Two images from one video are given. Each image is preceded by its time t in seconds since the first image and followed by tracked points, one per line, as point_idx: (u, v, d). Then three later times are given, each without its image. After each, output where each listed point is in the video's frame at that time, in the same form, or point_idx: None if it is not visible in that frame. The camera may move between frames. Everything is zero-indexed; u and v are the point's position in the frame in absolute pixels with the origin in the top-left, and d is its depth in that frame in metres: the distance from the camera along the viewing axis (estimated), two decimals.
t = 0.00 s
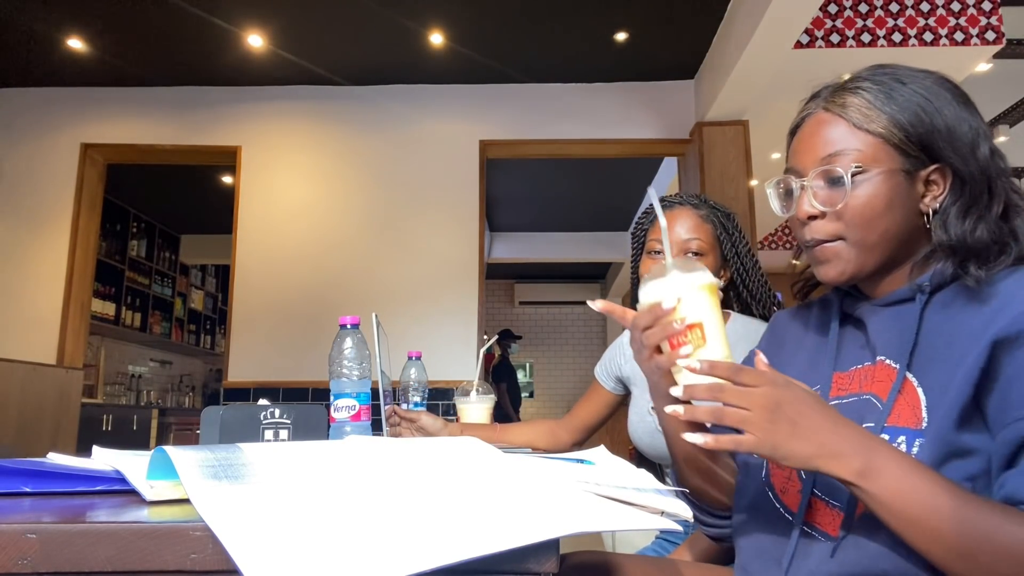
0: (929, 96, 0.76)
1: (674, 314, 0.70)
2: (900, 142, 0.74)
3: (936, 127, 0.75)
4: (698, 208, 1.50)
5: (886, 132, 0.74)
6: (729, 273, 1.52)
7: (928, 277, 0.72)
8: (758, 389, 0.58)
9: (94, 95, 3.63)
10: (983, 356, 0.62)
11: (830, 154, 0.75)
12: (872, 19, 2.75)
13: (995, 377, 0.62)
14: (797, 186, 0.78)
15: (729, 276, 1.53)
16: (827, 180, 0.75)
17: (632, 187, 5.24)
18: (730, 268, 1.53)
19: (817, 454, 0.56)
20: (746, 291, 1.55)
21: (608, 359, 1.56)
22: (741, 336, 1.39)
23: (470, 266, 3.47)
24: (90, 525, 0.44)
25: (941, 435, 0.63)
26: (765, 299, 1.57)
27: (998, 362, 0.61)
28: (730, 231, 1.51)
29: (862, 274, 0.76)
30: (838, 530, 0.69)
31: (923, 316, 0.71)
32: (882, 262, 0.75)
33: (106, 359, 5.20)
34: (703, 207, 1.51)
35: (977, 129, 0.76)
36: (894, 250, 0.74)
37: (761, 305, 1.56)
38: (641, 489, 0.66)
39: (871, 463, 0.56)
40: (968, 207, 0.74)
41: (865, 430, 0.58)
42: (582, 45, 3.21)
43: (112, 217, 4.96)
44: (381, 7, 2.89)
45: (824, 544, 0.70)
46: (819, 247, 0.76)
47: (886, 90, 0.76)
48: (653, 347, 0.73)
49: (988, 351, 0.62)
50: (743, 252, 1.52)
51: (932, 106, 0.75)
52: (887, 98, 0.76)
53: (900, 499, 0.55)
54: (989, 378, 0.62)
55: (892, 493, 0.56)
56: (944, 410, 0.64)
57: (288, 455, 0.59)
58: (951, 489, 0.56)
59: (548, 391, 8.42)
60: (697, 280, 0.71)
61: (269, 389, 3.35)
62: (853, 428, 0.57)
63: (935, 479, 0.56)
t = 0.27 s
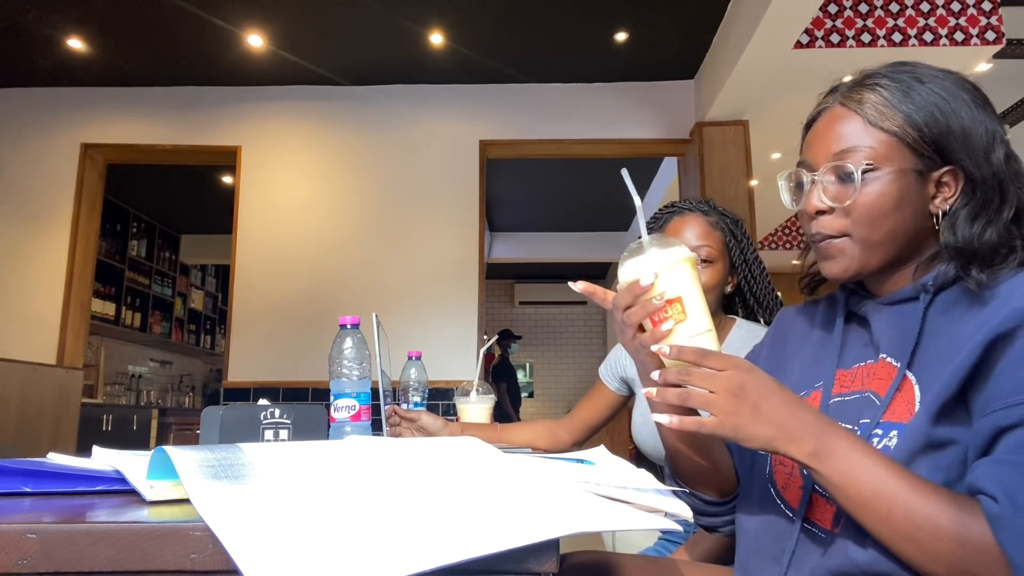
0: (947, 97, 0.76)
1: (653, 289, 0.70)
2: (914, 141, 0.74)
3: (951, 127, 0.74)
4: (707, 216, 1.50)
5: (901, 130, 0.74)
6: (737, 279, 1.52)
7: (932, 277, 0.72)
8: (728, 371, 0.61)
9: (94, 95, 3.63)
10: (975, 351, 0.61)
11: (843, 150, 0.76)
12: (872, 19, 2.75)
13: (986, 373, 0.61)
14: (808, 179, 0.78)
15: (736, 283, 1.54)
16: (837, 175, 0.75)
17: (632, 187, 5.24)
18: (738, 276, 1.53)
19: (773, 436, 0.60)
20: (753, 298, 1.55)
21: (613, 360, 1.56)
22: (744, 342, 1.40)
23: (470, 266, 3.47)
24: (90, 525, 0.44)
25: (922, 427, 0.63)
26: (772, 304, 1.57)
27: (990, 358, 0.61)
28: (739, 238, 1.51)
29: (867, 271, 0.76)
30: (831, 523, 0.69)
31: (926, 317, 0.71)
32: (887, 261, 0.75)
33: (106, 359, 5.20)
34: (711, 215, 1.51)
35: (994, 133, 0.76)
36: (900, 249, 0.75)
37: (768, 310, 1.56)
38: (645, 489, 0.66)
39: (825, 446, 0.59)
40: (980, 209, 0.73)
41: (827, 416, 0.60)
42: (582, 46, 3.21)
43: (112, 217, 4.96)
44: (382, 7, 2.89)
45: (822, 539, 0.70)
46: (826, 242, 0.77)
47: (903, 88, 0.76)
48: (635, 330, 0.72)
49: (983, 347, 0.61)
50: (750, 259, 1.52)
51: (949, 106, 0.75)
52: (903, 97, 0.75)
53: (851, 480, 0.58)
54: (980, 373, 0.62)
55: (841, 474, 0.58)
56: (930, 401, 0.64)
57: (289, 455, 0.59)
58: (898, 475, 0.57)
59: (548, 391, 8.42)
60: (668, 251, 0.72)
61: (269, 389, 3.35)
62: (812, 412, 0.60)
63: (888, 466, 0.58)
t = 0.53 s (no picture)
0: (948, 96, 0.76)
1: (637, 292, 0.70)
2: (917, 140, 0.74)
3: (953, 126, 0.74)
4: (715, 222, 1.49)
5: (904, 129, 0.74)
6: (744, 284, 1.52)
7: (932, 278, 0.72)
8: (726, 401, 0.62)
9: (94, 95, 3.63)
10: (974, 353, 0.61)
11: (846, 149, 0.76)
12: (872, 19, 2.75)
13: (985, 374, 0.61)
14: (811, 178, 0.78)
15: (744, 288, 1.54)
16: (841, 174, 0.75)
17: (632, 187, 5.24)
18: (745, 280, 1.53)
19: (764, 454, 0.61)
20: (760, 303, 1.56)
21: (621, 360, 1.56)
22: (749, 346, 1.40)
23: (470, 267, 3.47)
24: (90, 525, 0.44)
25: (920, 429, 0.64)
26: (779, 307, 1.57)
27: (989, 360, 0.60)
28: (746, 243, 1.51)
29: (870, 269, 0.76)
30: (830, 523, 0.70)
31: (926, 318, 0.71)
32: (891, 258, 0.75)
33: (106, 359, 5.20)
34: (720, 220, 1.51)
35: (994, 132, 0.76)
36: (903, 247, 0.75)
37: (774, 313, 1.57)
38: (648, 489, 0.67)
39: (814, 463, 0.60)
40: (982, 208, 0.73)
41: (814, 433, 0.61)
42: (582, 45, 3.21)
43: (112, 217, 4.95)
44: (382, 7, 2.89)
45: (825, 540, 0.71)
46: (829, 240, 0.77)
47: (905, 88, 0.76)
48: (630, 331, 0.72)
49: (983, 348, 0.61)
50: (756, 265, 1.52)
51: (951, 105, 0.75)
52: (905, 96, 0.75)
53: (844, 494, 0.59)
54: (980, 375, 0.61)
55: (833, 488, 0.59)
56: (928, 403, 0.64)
57: (289, 455, 0.59)
58: (890, 488, 0.58)
59: (548, 391, 8.42)
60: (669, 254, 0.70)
61: (269, 389, 3.35)
62: (802, 430, 0.61)
63: (878, 480, 0.59)
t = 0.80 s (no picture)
0: (941, 97, 0.76)
1: (640, 291, 0.73)
2: (911, 138, 0.74)
3: (948, 126, 0.74)
4: (712, 220, 1.49)
5: (899, 128, 0.74)
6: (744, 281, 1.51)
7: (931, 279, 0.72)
8: (715, 411, 0.63)
9: (93, 95, 3.63)
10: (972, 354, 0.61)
11: (841, 148, 0.76)
12: (872, 19, 2.75)
13: (983, 376, 0.61)
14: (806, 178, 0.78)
15: (744, 287, 1.53)
16: (836, 173, 0.75)
17: (632, 187, 5.24)
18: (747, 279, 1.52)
19: (764, 457, 0.61)
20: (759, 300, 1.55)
21: (626, 360, 1.57)
22: (751, 347, 1.40)
23: (470, 267, 3.47)
24: (90, 525, 0.44)
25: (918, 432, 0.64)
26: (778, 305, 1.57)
27: (987, 361, 0.61)
28: (744, 241, 1.50)
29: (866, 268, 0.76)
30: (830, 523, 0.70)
31: (923, 317, 0.71)
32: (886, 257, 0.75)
33: (106, 359, 5.20)
34: (716, 218, 1.50)
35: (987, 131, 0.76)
36: (899, 246, 0.75)
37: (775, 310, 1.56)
38: (651, 488, 0.67)
39: (814, 472, 0.59)
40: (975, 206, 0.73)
41: (812, 437, 0.60)
42: (581, 45, 3.21)
43: (112, 217, 4.95)
44: (382, 7, 2.89)
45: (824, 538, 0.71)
46: (825, 240, 0.76)
47: (897, 88, 0.76)
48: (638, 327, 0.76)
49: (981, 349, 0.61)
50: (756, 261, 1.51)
51: (944, 105, 0.75)
52: (899, 97, 0.75)
53: (845, 504, 0.58)
54: (977, 376, 0.62)
55: (834, 495, 0.58)
56: (927, 404, 0.64)
57: (288, 455, 0.59)
58: (890, 496, 0.58)
59: (548, 391, 8.42)
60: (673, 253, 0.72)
61: (269, 389, 3.35)
62: (802, 435, 0.60)
63: (877, 487, 0.58)
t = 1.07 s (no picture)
0: (926, 96, 0.76)
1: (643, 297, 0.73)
2: (896, 139, 0.74)
3: (933, 125, 0.74)
4: (709, 220, 1.50)
5: (884, 129, 0.75)
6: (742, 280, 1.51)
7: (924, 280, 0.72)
8: (709, 423, 0.63)
9: (94, 95, 3.63)
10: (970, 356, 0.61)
11: (826, 151, 0.76)
12: (872, 19, 2.75)
13: (980, 376, 0.61)
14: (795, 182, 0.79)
15: (743, 287, 1.53)
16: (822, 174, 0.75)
17: (632, 187, 5.24)
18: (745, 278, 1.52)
19: (762, 467, 0.60)
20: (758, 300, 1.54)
21: (627, 361, 1.57)
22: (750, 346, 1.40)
23: (470, 267, 3.47)
24: (90, 525, 0.44)
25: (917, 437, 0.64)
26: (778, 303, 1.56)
27: (983, 361, 0.61)
28: (741, 240, 1.50)
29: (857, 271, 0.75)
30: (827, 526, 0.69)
31: (918, 320, 0.71)
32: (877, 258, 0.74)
33: (106, 359, 5.20)
34: (714, 218, 1.51)
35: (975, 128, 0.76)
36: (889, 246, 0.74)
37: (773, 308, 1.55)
38: (650, 488, 0.67)
39: (817, 484, 0.58)
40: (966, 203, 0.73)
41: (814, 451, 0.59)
42: (581, 45, 3.21)
43: (112, 217, 4.95)
44: (382, 7, 2.89)
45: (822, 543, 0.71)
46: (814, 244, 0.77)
47: (883, 90, 0.77)
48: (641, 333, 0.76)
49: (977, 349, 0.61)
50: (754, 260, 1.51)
51: (929, 105, 0.76)
52: (885, 98, 0.76)
53: (846, 513, 0.58)
54: (974, 377, 0.62)
55: (838, 507, 0.58)
56: (926, 407, 0.64)
57: (288, 455, 0.59)
58: (890, 504, 0.57)
59: (548, 391, 8.42)
60: (678, 258, 0.72)
61: (269, 389, 3.35)
62: (802, 446, 0.59)
63: (876, 494, 0.58)
